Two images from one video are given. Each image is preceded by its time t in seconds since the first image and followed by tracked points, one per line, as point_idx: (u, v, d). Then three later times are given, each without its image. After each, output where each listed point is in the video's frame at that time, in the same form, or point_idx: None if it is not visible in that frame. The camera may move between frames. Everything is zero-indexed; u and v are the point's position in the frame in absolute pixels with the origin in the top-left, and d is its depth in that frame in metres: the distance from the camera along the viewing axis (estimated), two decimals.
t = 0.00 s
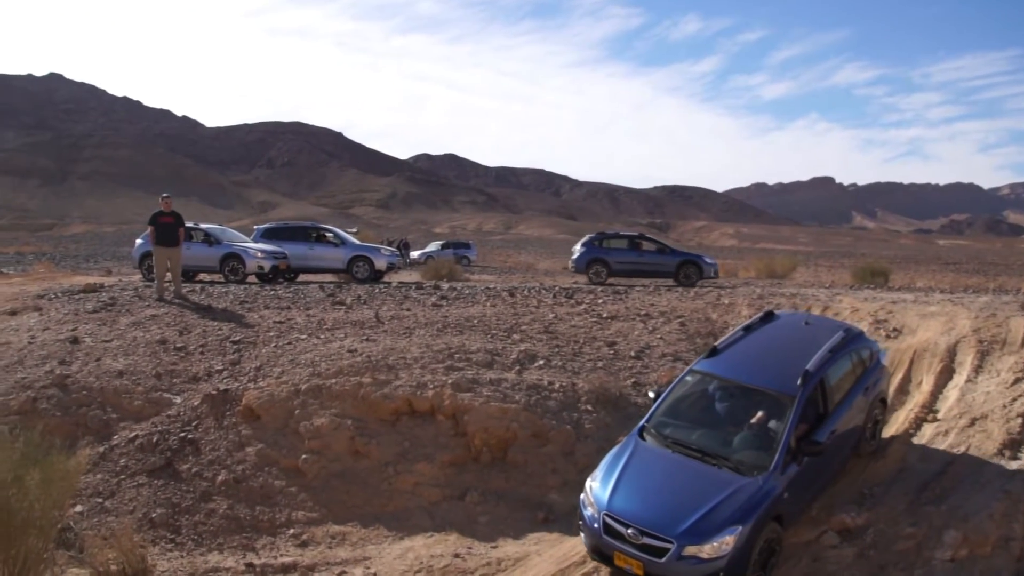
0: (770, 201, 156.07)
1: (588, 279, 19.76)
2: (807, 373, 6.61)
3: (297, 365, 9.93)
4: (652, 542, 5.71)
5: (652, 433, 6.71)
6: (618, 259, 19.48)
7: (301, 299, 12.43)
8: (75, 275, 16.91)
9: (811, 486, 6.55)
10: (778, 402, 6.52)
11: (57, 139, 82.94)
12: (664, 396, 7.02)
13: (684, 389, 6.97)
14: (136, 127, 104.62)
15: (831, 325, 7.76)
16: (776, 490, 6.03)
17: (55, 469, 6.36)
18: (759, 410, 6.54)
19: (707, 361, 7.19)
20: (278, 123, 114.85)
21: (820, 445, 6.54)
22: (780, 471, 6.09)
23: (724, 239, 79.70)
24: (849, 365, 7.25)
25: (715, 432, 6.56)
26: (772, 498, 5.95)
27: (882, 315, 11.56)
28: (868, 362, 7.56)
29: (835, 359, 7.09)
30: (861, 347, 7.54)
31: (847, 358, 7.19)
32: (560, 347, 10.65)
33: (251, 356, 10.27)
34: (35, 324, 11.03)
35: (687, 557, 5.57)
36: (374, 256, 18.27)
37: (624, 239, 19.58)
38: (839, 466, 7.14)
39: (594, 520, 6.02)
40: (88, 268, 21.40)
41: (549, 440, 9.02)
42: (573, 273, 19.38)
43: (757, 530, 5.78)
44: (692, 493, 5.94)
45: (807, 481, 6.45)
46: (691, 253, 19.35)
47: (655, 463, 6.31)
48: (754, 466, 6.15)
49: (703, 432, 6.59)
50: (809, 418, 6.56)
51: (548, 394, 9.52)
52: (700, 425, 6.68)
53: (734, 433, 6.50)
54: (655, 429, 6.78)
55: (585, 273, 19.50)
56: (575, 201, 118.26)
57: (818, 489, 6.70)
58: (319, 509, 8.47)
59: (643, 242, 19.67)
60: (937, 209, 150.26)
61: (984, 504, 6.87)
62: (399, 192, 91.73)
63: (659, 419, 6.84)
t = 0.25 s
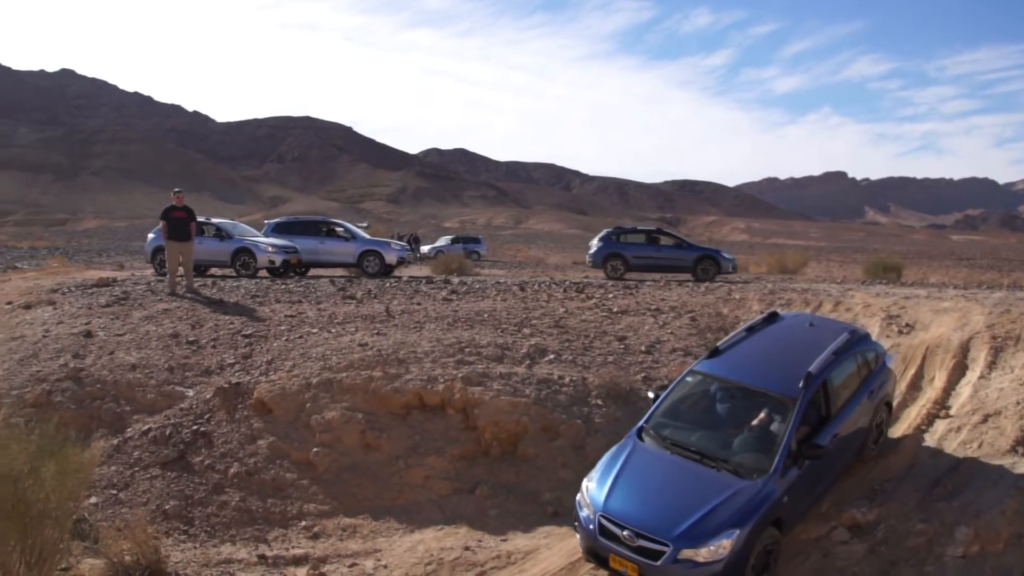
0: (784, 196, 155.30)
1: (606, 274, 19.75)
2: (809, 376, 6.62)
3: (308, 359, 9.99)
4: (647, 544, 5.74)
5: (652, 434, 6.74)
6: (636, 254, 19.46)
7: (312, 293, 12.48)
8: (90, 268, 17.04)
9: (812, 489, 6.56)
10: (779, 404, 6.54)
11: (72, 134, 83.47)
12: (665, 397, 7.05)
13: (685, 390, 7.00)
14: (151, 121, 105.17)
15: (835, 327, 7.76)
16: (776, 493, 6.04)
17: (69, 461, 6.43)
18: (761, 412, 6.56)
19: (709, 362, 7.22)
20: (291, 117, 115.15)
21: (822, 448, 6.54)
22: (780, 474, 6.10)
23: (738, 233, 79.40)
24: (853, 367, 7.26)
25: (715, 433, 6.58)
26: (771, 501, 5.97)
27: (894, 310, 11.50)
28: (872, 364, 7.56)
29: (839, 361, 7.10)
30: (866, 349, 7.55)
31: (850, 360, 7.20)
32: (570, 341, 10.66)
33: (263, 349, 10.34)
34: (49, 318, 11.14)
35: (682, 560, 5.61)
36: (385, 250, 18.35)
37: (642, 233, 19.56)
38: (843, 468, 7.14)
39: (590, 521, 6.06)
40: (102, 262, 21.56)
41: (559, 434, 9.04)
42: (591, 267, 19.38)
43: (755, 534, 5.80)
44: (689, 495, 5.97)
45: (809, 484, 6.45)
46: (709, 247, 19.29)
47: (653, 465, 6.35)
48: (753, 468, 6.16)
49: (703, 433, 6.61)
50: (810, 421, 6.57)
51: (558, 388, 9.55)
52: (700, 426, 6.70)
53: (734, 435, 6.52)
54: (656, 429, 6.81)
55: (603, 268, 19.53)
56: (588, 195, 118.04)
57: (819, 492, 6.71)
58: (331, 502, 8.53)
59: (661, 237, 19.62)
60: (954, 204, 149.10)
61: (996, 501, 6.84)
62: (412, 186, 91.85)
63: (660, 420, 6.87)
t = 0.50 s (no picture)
0: (784, 189, 155.29)
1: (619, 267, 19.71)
2: (805, 376, 6.43)
3: (316, 356, 9.96)
4: (639, 551, 5.47)
5: (644, 438, 6.53)
6: (649, 247, 19.42)
7: (319, 291, 12.46)
8: (95, 268, 17.05)
9: (809, 495, 6.32)
10: (775, 406, 6.33)
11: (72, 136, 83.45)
12: (659, 401, 6.86)
13: (679, 393, 6.82)
14: (150, 122, 105.18)
15: (832, 328, 7.58)
16: (772, 498, 5.79)
17: (80, 460, 6.40)
18: (756, 414, 6.36)
19: (704, 365, 7.04)
20: (290, 116, 115.09)
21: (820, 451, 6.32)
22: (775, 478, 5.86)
23: (739, 226, 79.39)
24: (851, 368, 7.06)
25: (709, 437, 6.36)
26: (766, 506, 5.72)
27: (903, 299, 11.46)
28: (870, 365, 7.37)
29: (836, 362, 6.91)
30: (864, 350, 7.36)
31: (848, 361, 7.01)
32: (579, 335, 10.64)
33: (271, 347, 10.31)
34: (55, 319, 11.12)
35: (675, 567, 5.33)
36: (392, 246, 18.30)
37: (657, 227, 19.46)
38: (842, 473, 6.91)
39: (581, 528, 5.81)
40: (108, 262, 21.58)
41: (568, 428, 9.02)
42: (604, 261, 19.35)
43: (750, 540, 5.54)
44: (682, 500, 5.72)
45: (806, 488, 6.21)
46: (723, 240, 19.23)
47: (647, 470, 6.11)
48: (748, 473, 5.92)
49: (697, 437, 6.40)
50: (807, 423, 6.36)
51: (567, 382, 9.53)
52: (694, 430, 6.49)
53: (729, 438, 6.29)
54: (648, 433, 6.59)
55: (617, 261, 19.49)
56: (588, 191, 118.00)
57: (817, 497, 6.47)
58: (340, 499, 8.52)
59: (675, 230, 19.57)
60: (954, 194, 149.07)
61: (1007, 489, 6.82)
62: (412, 183, 91.81)
63: (653, 424, 6.67)
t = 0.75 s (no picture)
0: (795, 184, 154.71)
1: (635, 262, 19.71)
2: (797, 382, 6.29)
3: (325, 350, 9.98)
4: (622, 559, 5.36)
5: (632, 443, 6.40)
6: (664, 241, 19.40)
7: (328, 284, 12.49)
8: (107, 262, 17.14)
9: (800, 504, 6.18)
10: (766, 412, 6.20)
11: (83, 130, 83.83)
12: (648, 405, 6.73)
13: (669, 397, 6.68)
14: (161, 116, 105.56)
15: (828, 334, 7.44)
16: (759, 507, 5.67)
17: (91, 453, 6.36)
18: (747, 420, 6.22)
19: (695, 370, 6.90)
20: (300, 111, 115.30)
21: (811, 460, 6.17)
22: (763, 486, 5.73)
23: (750, 221, 79.18)
24: (846, 375, 6.91)
25: (697, 443, 6.23)
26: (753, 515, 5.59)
27: (913, 295, 11.34)
28: (867, 371, 7.22)
29: (831, 367, 6.77)
30: (860, 356, 7.21)
31: (843, 367, 6.86)
32: (587, 329, 10.63)
33: (280, 341, 10.34)
34: (67, 312, 11.18)
35: None
36: (400, 240, 18.32)
37: (672, 221, 19.50)
38: (836, 481, 6.76)
39: (565, 535, 5.71)
40: (119, 256, 21.69)
41: (576, 422, 9.02)
42: (620, 255, 19.34)
43: (735, 550, 5.41)
44: (667, 508, 5.60)
45: (796, 497, 6.07)
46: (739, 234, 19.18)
47: (632, 476, 5.99)
48: (736, 480, 5.80)
49: (686, 443, 6.26)
50: (798, 431, 6.22)
51: (576, 376, 9.53)
52: (683, 435, 6.35)
53: (717, 444, 6.16)
54: (636, 438, 6.47)
55: (632, 256, 19.48)
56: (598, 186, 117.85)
57: (809, 505, 6.34)
58: (349, 492, 8.56)
59: (690, 225, 19.53)
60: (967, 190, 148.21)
61: (1017, 485, 6.80)
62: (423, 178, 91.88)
63: (641, 430, 6.53)
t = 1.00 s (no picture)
0: (807, 178, 153.98)
1: (649, 255, 19.69)
2: (794, 381, 6.24)
3: (335, 341, 10.02)
4: (610, 558, 5.35)
5: (625, 442, 6.39)
6: (679, 235, 19.34)
7: (338, 276, 12.52)
8: (120, 253, 17.23)
9: (797, 505, 6.11)
10: (762, 412, 6.16)
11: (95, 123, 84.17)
12: (643, 405, 6.72)
13: (664, 398, 6.67)
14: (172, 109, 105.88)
15: (830, 334, 7.38)
16: (752, 506, 5.61)
17: (104, 444, 6.47)
18: (742, 420, 6.18)
19: (692, 370, 6.88)
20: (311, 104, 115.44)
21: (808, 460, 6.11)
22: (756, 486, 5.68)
23: (762, 215, 78.87)
24: (846, 375, 6.84)
25: (691, 443, 6.20)
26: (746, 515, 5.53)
27: (925, 288, 11.32)
28: (869, 371, 7.14)
29: (830, 367, 6.71)
30: (862, 356, 7.14)
31: (843, 367, 6.79)
32: (597, 322, 10.63)
33: (290, 332, 10.38)
34: (79, 303, 11.25)
35: None
36: (410, 232, 18.35)
37: (687, 214, 19.44)
38: (836, 484, 6.68)
39: (553, 533, 5.70)
40: (130, 247, 21.78)
41: (586, 415, 9.03)
42: (635, 249, 19.34)
43: (726, 550, 5.36)
44: (657, 507, 5.57)
45: (792, 498, 6.01)
46: (755, 227, 19.13)
47: (623, 475, 5.98)
48: (729, 480, 5.75)
49: (680, 443, 6.24)
50: (795, 431, 6.16)
51: (585, 369, 9.54)
52: (677, 435, 6.33)
53: (712, 444, 6.12)
54: (629, 438, 6.45)
55: (647, 249, 19.44)
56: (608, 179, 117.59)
57: (807, 506, 6.26)
58: (359, 483, 8.61)
59: (706, 218, 19.49)
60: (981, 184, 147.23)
61: None
62: (433, 171, 91.91)
63: (634, 429, 6.52)
